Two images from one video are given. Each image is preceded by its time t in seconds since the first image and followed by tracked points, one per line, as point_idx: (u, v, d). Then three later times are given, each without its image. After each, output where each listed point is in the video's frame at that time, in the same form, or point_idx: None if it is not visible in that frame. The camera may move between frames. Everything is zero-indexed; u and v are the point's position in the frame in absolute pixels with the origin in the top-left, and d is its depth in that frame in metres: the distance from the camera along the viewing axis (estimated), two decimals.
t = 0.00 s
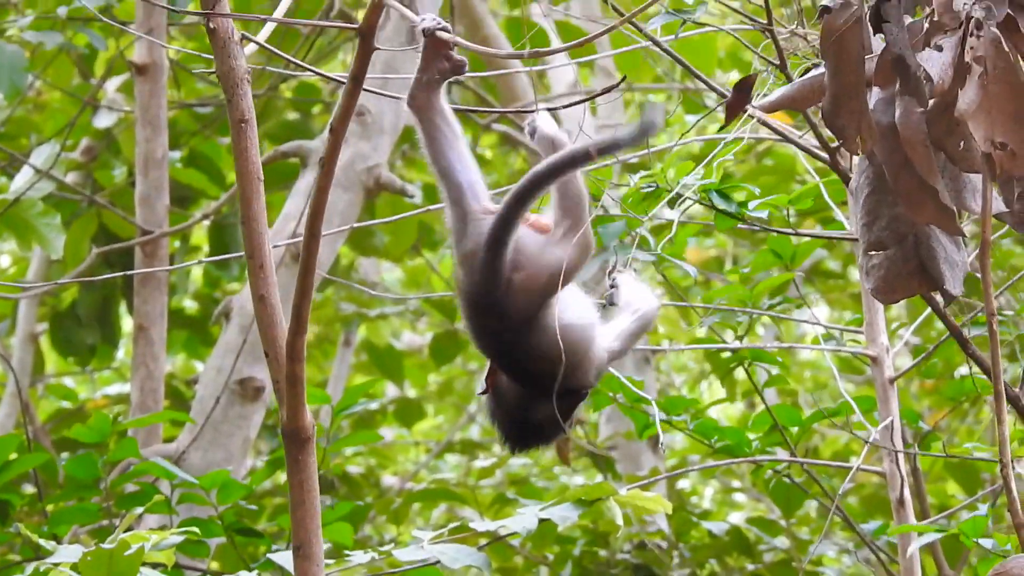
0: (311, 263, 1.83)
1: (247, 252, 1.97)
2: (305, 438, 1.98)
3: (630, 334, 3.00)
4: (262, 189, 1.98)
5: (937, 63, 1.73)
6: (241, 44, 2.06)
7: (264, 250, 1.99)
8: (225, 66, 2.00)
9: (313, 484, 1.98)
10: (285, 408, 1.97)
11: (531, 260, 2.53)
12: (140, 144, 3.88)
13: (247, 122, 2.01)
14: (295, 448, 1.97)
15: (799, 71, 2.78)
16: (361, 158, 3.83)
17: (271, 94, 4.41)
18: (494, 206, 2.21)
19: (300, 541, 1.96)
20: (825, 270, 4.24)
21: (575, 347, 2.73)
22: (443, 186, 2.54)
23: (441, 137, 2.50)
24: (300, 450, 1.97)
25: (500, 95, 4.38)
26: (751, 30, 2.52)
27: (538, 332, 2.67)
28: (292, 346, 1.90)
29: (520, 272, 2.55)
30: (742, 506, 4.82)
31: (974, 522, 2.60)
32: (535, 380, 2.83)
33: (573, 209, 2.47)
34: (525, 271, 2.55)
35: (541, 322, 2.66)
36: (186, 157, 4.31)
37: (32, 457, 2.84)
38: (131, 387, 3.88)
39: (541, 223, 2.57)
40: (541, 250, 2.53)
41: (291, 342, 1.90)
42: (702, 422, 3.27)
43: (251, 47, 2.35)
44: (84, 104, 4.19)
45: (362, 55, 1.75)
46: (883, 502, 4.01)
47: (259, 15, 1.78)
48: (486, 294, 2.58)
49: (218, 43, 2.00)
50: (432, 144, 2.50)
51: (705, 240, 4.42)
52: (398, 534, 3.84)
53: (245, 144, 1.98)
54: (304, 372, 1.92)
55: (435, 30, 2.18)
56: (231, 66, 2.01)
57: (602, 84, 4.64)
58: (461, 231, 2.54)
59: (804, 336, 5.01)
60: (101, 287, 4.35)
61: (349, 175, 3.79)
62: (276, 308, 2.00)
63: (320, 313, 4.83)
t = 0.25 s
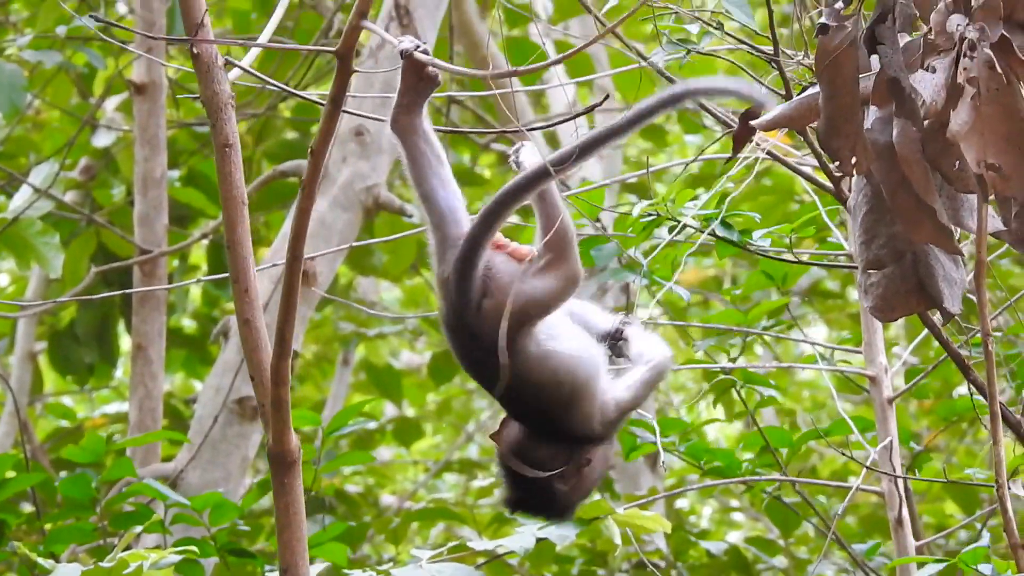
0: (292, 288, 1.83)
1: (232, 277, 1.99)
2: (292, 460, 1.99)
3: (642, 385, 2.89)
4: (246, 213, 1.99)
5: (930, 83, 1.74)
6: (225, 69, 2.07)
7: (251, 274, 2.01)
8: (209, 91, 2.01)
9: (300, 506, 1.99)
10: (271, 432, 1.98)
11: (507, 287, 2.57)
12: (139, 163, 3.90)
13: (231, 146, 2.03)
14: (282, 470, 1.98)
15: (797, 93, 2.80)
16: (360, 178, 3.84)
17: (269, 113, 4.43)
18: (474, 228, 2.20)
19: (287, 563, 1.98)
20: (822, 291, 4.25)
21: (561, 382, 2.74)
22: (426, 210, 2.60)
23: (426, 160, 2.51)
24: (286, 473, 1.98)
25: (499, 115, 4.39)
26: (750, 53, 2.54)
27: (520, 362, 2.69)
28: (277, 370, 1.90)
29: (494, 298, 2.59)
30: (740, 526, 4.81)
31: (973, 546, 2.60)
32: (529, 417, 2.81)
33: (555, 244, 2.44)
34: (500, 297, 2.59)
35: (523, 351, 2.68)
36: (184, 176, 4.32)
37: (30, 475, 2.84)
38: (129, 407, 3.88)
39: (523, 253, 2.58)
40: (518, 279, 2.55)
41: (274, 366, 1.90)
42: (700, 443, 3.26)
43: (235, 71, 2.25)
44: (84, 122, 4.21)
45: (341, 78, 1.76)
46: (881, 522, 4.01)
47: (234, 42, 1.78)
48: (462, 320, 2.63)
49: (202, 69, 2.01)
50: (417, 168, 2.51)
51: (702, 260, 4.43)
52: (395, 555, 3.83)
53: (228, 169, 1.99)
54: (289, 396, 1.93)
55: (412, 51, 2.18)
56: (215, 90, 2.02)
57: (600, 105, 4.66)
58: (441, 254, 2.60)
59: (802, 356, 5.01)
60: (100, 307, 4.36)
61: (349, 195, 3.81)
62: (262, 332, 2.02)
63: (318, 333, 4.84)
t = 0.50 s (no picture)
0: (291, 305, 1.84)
1: (229, 293, 1.99)
2: (290, 476, 1.99)
3: (616, 403, 3.12)
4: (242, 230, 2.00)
5: (929, 98, 1.74)
6: (221, 85, 2.07)
7: (247, 290, 2.01)
8: (204, 108, 2.01)
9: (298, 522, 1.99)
10: (269, 448, 1.98)
11: (504, 296, 2.68)
12: (135, 179, 3.91)
13: (228, 163, 2.03)
14: (280, 486, 1.99)
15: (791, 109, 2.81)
16: (356, 194, 3.84)
17: (265, 129, 4.44)
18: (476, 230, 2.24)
19: None
20: (819, 306, 4.26)
21: (549, 393, 2.91)
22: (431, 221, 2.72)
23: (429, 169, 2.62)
24: (284, 490, 1.98)
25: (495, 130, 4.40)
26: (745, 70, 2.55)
27: (511, 370, 2.84)
28: (274, 386, 1.90)
29: (492, 305, 2.71)
30: (737, 541, 4.81)
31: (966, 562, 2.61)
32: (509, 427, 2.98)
33: (550, 257, 2.57)
34: (496, 306, 2.71)
35: (516, 361, 2.83)
36: (181, 193, 4.32)
37: (27, 491, 2.83)
38: (125, 423, 3.88)
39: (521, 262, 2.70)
40: (514, 287, 2.67)
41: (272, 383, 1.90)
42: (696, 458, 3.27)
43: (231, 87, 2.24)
44: (80, 139, 4.22)
45: (338, 95, 1.77)
46: (878, 538, 4.01)
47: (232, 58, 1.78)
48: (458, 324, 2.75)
49: (198, 86, 2.01)
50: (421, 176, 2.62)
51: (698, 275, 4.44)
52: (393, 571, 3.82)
53: (226, 185, 1.99)
54: (288, 412, 1.93)
55: (412, 65, 2.21)
56: (211, 107, 2.02)
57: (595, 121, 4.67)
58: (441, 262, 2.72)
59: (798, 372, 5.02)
60: (97, 323, 4.35)
61: (345, 211, 3.81)
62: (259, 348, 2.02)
63: (314, 349, 4.84)
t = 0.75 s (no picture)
0: (296, 313, 1.85)
1: (235, 300, 1.99)
2: (294, 484, 1.99)
3: (585, 380, 3.22)
4: (249, 238, 1.99)
5: (923, 109, 1.75)
6: (228, 93, 2.07)
7: (252, 298, 2.01)
8: (212, 115, 2.01)
9: (303, 530, 1.97)
10: (273, 456, 1.98)
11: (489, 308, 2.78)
12: (132, 189, 3.91)
13: (234, 170, 2.02)
14: (284, 494, 1.98)
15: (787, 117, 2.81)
16: (353, 203, 3.85)
17: (262, 139, 4.44)
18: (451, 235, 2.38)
19: None
20: (816, 315, 4.27)
21: (531, 402, 3.02)
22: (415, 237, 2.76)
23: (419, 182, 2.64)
24: (289, 497, 1.98)
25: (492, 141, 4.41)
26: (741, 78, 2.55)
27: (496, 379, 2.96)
28: (278, 394, 1.90)
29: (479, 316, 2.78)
30: (734, 550, 4.81)
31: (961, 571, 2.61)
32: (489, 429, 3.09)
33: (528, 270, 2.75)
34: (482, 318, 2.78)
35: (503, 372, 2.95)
36: (178, 202, 4.32)
37: (24, 501, 2.82)
38: (122, 432, 3.87)
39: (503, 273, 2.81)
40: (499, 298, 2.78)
41: (276, 392, 1.91)
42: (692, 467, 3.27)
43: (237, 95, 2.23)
44: (75, 149, 4.20)
45: (341, 104, 1.77)
46: (875, 546, 4.01)
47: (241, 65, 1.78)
48: (448, 341, 2.78)
49: (205, 94, 2.02)
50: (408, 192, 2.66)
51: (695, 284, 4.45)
52: None
53: (232, 193, 1.99)
54: (293, 420, 1.93)
55: (405, 78, 2.20)
56: (218, 114, 2.02)
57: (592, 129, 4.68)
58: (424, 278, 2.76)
59: (795, 380, 5.03)
60: (94, 332, 4.35)
61: (341, 221, 3.82)
62: (264, 356, 2.02)
63: (311, 358, 4.84)
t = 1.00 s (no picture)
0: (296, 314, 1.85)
1: (236, 303, 1.99)
2: (293, 488, 1.99)
3: (589, 388, 3.24)
4: (251, 240, 1.99)
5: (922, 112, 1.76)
6: (229, 95, 2.07)
7: (252, 299, 2.01)
8: (213, 117, 2.01)
9: (302, 533, 1.97)
10: (273, 459, 1.98)
11: (491, 311, 2.89)
12: (131, 193, 3.90)
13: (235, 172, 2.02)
14: (283, 497, 1.98)
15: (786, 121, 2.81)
16: (351, 207, 3.85)
17: (261, 143, 4.44)
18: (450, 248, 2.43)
19: None
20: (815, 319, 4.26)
21: (531, 405, 3.07)
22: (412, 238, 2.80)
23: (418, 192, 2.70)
24: (288, 500, 1.97)
25: (490, 144, 4.41)
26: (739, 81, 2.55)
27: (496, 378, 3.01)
28: (278, 397, 1.90)
29: (481, 318, 2.90)
30: (733, 553, 4.80)
31: None
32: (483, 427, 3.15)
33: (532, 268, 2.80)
34: (485, 320, 2.90)
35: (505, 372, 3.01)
36: (177, 206, 4.32)
37: (23, 505, 2.82)
38: (121, 436, 3.87)
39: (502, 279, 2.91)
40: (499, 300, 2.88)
41: (277, 394, 1.91)
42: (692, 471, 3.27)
43: (240, 97, 2.23)
44: (74, 153, 4.20)
45: (341, 105, 1.77)
46: (874, 549, 4.01)
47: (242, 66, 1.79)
48: (447, 344, 2.89)
49: (207, 95, 2.02)
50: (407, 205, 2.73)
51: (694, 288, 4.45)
52: None
53: (233, 195, 1.99)
54: (292, 423, 1.93)
55: (405, 77, 2.23)
56: (219, 116, 2.02)
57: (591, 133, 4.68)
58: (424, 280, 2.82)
59: (795, 384, 5.03)
60: (93, 336, 4.34)
61: (340, 225, 3.81)
62: (264, 358, 2.02)
63: (310, 362, 4.84)
